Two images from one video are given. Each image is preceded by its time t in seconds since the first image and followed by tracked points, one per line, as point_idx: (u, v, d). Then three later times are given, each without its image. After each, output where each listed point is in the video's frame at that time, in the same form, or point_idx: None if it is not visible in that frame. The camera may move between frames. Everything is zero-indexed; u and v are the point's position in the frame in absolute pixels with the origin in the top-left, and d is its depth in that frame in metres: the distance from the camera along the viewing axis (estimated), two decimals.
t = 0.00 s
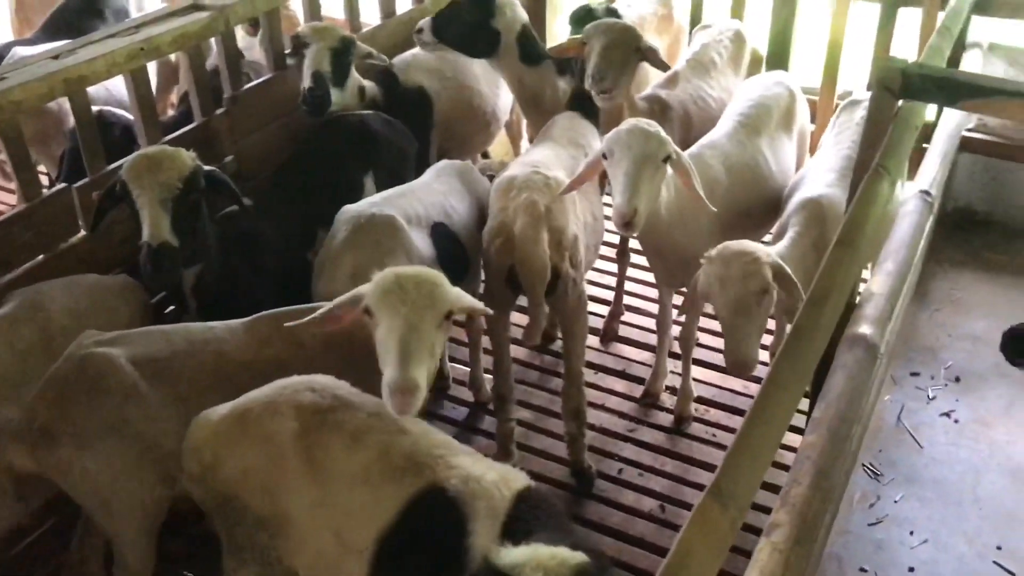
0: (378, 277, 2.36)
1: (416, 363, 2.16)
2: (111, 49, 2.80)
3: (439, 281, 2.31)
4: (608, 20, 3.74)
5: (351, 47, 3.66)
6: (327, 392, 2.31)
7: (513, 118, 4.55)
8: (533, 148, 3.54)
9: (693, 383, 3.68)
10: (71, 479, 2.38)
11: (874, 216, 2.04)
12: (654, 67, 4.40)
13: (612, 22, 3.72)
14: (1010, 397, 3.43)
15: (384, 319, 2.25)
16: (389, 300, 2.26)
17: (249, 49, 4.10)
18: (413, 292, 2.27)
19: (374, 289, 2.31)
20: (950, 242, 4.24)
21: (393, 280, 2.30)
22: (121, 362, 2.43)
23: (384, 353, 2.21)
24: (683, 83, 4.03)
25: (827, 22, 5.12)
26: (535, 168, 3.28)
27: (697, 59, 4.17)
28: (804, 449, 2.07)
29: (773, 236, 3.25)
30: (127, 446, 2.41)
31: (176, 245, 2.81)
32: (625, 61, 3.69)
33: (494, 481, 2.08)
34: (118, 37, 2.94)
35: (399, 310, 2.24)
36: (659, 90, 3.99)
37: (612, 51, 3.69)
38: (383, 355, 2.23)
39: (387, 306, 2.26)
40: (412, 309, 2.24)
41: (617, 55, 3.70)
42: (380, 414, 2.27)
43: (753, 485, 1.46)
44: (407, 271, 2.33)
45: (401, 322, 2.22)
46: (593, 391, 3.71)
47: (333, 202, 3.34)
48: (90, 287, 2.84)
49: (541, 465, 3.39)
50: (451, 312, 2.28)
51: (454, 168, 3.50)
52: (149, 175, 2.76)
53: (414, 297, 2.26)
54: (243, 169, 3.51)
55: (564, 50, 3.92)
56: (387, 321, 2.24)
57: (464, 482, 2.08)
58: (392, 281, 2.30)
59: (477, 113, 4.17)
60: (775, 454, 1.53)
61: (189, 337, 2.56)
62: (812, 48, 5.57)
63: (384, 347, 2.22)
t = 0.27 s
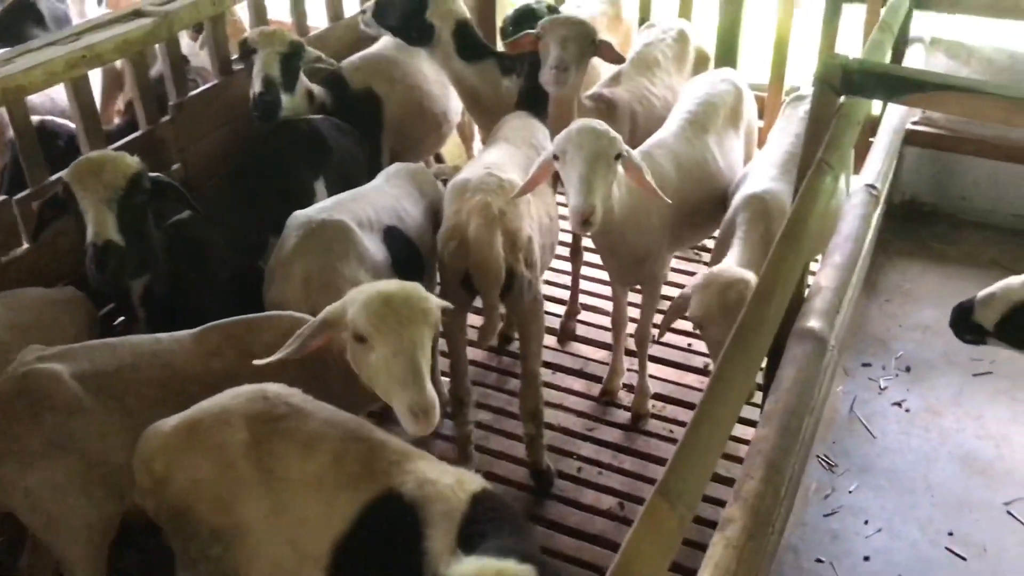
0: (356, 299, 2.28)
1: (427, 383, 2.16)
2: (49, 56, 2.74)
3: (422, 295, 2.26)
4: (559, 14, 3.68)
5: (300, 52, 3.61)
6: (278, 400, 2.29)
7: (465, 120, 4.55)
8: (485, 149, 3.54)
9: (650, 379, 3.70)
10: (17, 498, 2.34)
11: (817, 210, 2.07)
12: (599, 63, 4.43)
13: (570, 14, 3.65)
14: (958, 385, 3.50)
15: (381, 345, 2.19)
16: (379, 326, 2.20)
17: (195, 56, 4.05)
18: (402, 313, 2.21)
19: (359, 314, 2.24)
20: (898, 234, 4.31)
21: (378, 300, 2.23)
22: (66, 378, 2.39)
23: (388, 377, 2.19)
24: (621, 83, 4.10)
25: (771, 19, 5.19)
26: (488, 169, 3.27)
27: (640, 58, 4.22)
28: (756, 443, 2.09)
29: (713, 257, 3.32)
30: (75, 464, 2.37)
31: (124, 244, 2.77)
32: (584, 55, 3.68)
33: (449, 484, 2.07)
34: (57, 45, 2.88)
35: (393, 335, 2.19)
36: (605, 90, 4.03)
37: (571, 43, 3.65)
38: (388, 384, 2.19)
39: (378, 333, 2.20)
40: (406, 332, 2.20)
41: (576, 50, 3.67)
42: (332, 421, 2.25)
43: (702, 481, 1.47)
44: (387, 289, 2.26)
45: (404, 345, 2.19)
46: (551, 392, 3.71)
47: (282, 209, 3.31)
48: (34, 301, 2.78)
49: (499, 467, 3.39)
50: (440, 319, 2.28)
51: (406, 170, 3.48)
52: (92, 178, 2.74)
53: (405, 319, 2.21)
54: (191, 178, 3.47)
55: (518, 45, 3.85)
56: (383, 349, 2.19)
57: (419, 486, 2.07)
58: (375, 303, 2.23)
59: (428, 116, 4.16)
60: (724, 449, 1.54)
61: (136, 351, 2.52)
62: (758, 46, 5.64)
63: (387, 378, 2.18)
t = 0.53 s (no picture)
0: (338, 321, 2.28)
1: (417, 399, 2.25)
2: None
3: (404, 311, 2.28)
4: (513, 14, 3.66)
5: (244, 58, 3.57)
6: (227, 411, 2.25)
7: (413, 123, 4.53)
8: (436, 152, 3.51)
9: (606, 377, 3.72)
10: None
11: (762, 206, 2.09)
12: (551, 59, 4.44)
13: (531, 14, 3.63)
14: (907, 374, 3.56)
15: (370, 366, 2.23)
16: (366, 350, 2.22)
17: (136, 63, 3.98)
18: (388, 335, 2.23)
19: (342, 338, 2.24)
20: (844, 227, 4.37)
21: (363, 321, 2.23)
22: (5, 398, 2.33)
23: (378, 397, 2.24)
24: (572, 82, 4.09)
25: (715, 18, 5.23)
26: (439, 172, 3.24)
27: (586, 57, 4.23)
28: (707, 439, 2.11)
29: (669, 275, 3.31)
30: (18, 484, 2.32)
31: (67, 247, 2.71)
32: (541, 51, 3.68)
33: (404, 489, 2.06)
34: None
35: (381, 358, 2.22)
36: (552, 88, 4.03)
37: (529, 43, 3.63)
38: (378, 402, 2.25)
39: (366, 356, 2.22)
40: (392, 352, 2.23)
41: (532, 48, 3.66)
42: (283, 430, 2.22)
43: (650, 481, 1.47)
44: (369, 308, 2.26)
45: (392, 366, 2.23)
46: (509, 393, 3.70)
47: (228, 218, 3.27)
48: None
49: (456, 470, 3.37)
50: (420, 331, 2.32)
51: (355, 176, 3.45)
52: (30, 184, 2.68)
53: (391, 339, 2.24)
54: (135, 188, 3.41)
55: (473, 45, 3.80)
56: (372, 371, 2.23)
57: (373, 492, 2.06)
58: (359, 326, 2.23)
59: (375, 120, 4.13)
60: (672, 448, 1.55)
61: (80, 366, 2.47)
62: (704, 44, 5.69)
63: (377, 398, 2.24)
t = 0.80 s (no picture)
0: (306, 338, 2.25)
1: (393, 409, 2.26)
2: None
3: (370, 323, 2.29)
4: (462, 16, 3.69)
5: (180, 64, 3.52)
6: (169, 423, 2.21)
7: (356, 127, 4.50)
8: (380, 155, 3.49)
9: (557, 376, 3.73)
10: None
11: (701, 202, 2.11)
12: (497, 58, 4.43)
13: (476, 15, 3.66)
14: (850, 363, 3.62)
15: (344, 382, 2.22)
16: (340, 365, 2.22)
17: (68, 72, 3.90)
18: (359, 347, 2.24)
19: (314, 355, 2.23)
20: (786, 221, 4.43)
21: (332, 336, 2.23)
22: None
23: (352, 412, 2.24)
24: (514, 82, 4.10)
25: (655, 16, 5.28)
26: (383, 174, 3.21)
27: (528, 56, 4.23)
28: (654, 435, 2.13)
29: (623, 250, 3.31)
30: None
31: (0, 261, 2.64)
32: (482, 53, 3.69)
33: (352, 497, 2.05)
34: None
35: (355, 372, 2.23)
36: (494, 88, 4.03)
37: (475, 44, 3.66)
38: (352, 416, 2.25)
39: (340, 371, 2.23)
40: (365, 365, 2.24)
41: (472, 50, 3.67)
42: (228, 442, 2.19)
43: (594, 479, 1.48)
44: (335, 322, 2.26)
45: (367, 379, 2.23)
46: (461, 396, 3.70)
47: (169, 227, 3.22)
48: None
49: (409, 474, 3.36)
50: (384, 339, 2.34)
51: (298, 181, 3.41)
52: None
53: (362, 352, 2.25)
54: (71, 200, 3.35)
55: (417, 48, 3.77)
56: (346, 386, 2.23)
57: (321, 502, 2.04)
58: (332, 342, 2.23)
59: (317, 125, 4.10)
60: (617, 445, 1.56)
61: (17, 386, 2.42)
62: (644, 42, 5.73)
63: (354, 413, 2.23)
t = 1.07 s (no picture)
0: (274, 347, 2.28)
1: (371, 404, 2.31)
2: None
3: (330, 327, 2.34)
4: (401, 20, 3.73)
5: (115, 74, 3.47)
6: (112, 440, 2.16)
7: (298, 133, 4.47)
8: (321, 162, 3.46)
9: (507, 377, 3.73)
10: None
11: (642, 200, 2.13)
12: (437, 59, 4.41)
13: (412, 18, 3.71)
14: (794, 354, 3.68)
15: (319, 386, 2.26)
16: (313, 370, 2.26)
17: None
18: (328, 349, 2.29)
19: (286, 363, 2.26)
20: (728, 216, 4.49)
21: (299, 342, 2.27)
22: None
23: (329, 413, 2.28)
24: (455, 83, 4.10)
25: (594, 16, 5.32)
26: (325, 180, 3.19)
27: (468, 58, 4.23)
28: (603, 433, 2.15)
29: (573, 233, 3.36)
30: None
31: None
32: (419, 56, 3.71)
33: (302, 508, 2.04)
34: None
35: (330, 374, 2.27)
36: (435, 91, 4.03)
37: (413, 49, 3.69)
38: (330, 417, 2.28)
39: (314, 376, 2.26)
40: (336, 365, 2.29)
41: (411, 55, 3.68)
42: (174, 456, 2.16)
43: (541, 481, 1.48)
44: (297, 330, 2.29)
45: (342, 380, 2.28)
46: (412, 400, 3.68)
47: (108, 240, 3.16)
48: None
49: (362, 482, 3.34)
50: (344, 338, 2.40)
51: (238, 190, 3.37)
52: None
53: (332, 354, 2.30)
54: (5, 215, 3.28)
55: (355, 55, 3.75)
56: (323, 389, 2.27)
57: (271, 513, 2.03)
58: (301, 347, 2.27)
59: (258, 132, 4.06)
60: (564, 445, 1.56)
61: None
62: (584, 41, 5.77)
63: (332, 414, 2.28)
